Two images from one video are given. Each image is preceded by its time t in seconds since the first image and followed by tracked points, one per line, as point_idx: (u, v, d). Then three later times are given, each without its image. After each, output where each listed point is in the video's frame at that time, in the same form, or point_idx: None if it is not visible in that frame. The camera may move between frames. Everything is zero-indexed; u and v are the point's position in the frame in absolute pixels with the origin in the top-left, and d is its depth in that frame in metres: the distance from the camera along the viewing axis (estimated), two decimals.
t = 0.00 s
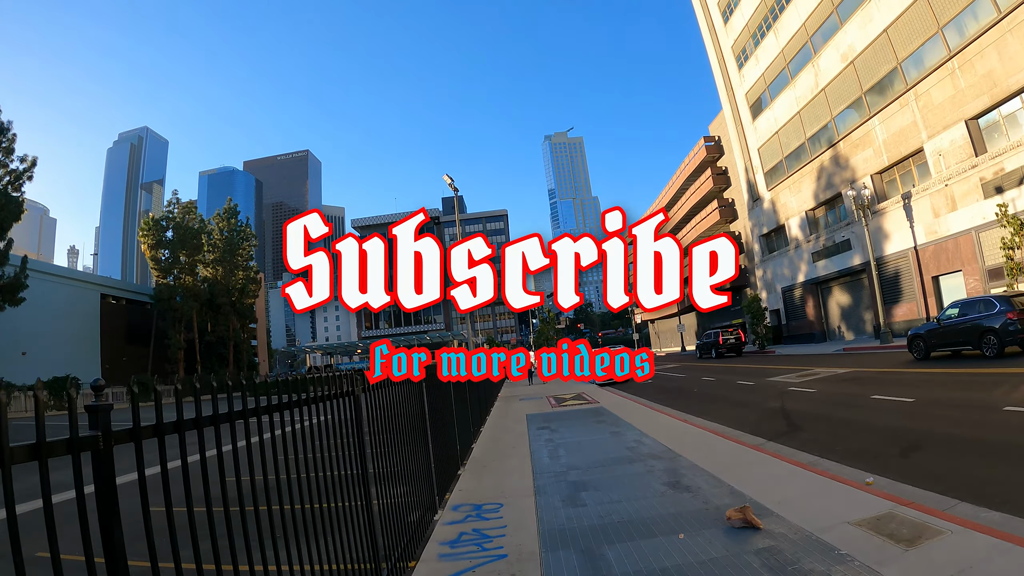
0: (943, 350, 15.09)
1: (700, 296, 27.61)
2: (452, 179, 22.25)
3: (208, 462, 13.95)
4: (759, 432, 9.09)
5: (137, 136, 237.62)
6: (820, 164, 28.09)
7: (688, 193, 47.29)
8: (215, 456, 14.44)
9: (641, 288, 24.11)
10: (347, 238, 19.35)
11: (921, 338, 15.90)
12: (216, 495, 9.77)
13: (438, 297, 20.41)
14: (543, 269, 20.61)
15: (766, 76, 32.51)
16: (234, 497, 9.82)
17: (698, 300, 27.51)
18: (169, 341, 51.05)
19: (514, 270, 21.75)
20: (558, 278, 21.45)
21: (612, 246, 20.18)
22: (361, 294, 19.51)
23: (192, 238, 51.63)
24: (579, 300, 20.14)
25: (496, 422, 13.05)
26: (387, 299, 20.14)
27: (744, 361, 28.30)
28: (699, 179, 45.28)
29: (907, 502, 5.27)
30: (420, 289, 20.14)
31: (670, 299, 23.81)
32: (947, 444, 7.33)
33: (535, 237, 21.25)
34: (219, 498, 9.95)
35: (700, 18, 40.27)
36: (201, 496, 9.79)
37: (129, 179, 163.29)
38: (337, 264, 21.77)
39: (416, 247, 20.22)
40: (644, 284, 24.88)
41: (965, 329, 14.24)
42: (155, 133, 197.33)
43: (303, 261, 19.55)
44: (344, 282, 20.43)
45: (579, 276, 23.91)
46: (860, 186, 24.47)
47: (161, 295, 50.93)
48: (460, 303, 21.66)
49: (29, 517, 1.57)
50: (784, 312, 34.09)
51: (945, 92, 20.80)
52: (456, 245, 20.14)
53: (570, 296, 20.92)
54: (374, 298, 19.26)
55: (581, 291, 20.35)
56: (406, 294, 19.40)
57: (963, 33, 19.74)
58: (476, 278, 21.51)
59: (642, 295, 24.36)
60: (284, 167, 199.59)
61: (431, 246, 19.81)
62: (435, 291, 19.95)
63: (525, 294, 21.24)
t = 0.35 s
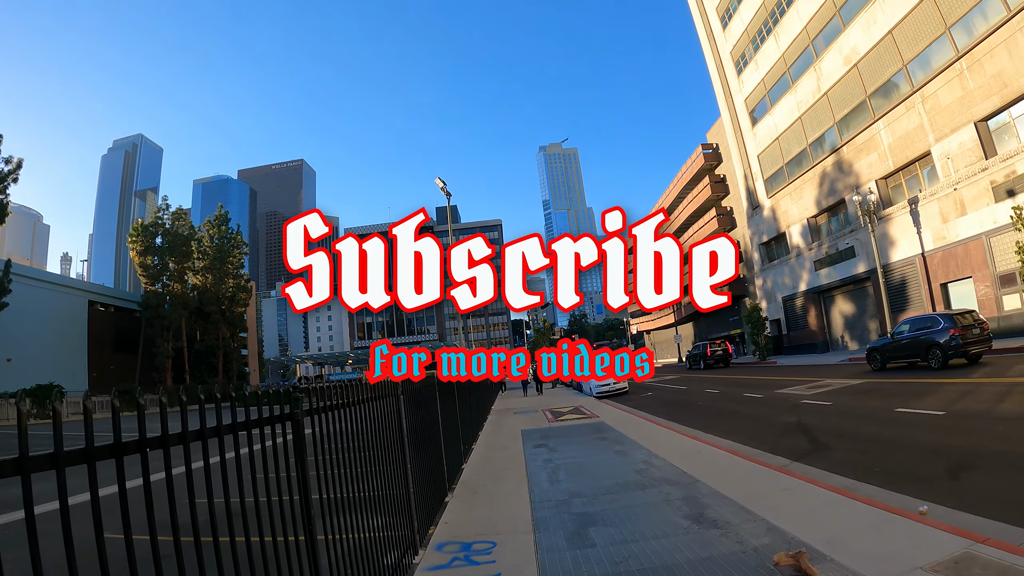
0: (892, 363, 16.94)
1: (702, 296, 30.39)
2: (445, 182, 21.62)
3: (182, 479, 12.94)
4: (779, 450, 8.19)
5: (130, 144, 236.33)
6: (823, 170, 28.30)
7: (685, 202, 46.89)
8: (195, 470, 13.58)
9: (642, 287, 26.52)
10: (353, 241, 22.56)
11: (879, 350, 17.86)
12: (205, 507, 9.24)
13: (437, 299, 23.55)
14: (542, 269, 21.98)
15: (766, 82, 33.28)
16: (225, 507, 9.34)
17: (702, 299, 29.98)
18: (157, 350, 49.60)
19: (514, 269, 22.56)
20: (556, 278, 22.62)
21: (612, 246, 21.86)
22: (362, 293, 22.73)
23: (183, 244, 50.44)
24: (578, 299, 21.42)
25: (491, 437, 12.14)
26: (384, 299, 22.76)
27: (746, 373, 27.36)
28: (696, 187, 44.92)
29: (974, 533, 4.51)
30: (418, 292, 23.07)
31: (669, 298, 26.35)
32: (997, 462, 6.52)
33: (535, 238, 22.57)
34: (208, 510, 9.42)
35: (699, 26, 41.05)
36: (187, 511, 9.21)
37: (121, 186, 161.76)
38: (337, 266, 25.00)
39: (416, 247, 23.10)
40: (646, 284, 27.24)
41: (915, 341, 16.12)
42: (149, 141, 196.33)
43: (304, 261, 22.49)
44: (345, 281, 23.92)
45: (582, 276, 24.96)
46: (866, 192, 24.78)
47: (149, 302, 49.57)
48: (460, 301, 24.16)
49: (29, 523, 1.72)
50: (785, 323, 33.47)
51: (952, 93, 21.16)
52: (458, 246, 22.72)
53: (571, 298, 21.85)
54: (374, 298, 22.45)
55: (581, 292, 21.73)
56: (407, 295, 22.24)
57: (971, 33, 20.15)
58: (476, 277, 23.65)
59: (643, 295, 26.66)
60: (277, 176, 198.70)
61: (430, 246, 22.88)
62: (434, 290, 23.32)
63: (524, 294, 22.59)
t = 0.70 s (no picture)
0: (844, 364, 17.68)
1: (702, 296, 29.62)
2: (435, 176, 20.73)
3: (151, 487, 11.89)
4: (804, 463, 7.26)
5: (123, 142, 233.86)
6: (827, 169, 28.14)
7: (683, 203, 46.27)
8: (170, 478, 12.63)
9: (642, 287, 25.64)
10: (350, 240, 21.91)
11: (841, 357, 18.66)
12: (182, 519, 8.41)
13: (436, 299, 22.73)
14: (542, 269, 21.04)
15: (768, 80, 32.88)
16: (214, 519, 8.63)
17: (701, 300, 29.35)
18: (144, 350, 47.89)
19: (514, 269, 21.56)
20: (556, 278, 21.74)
21: (612, 246, 21.14)
22: (360, 294, 21.98)
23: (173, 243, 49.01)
24: (579, 299, 20.46)
25: (481, 446, 11.16)
26: (385, 298, 22.25)
27: (748, 377, 26.40)
28: (694, 188, 44.29)
29: None
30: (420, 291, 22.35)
31: (669, 298, 25.58)
32: None
33: (535, 238, 21.66)
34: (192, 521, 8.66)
35: (698, 24, 40.48)
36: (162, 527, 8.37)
37: (114, 186, 159.89)
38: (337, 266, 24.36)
39: (416, 248, 22.30)
40: (646, 284, 26.31)
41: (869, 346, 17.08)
42: (144, 140, 194.59)
43: (303, 261, 21.79)
44: (345, 282, 23.22)
45: (582, 276, 24.15)
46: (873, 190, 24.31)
47: (135, 301, 48.05)
48: (460, 302, 23.28)
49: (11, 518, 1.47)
50: (786, 326, 32.71)
51: (963, 89, 20.48)
52: (459, 247, 21.90)
53: (571, 297, 20.93)
54: (374, 297, 21.97)
55: (582, 292, 20.76)
56: (407, 295, 21.32)
57: (983, 26, 19.52)
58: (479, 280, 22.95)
59: (643, 296, 25.64)
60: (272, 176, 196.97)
61: (430, 246, 22.06)
62: (433, 292, 22.31)
63: (524, 294, 21.64)
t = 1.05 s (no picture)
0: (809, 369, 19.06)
1: (702, 296, 29.41)
2: (425, 168, 19.75)
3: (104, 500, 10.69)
4: (834, 479, 6.35)
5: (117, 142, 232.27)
6: (830, 166, 27.60)
7: (680, 203, 45.60)
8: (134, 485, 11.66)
9: (642, 287, 24.70)
10: (349, 238, 21.30)
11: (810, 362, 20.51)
12: (135, 535, 7.51)
13: (438, 298, 21.99)
14: (542, 270, 20.09)
15: (767, 76, 32.11)
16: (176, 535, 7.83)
17: (701, 299, 28.94)
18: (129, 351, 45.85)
19: (513, 269, 20.61)
20: (556, 278, 20.77)
21: (612, 246, 20.25)
22: (360, 294, 21.28)
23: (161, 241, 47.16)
24: (579, 300, 19.62)
25: (468, 456, 10.16)
26: (389, 299, 21.48)
27: (750, 381, 25.41)
28: (692, 188, 43.58)
29: None
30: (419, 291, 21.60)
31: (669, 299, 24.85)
32: None
33: (535, 238, 20.71)
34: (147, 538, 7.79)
35: (697, 21, 39.80)
36: (113, 545, 7.47)
37: (106, 185, 157.94)
38: (338, 265, 23.58)
39: (416, 247, 21.35)
40: (646, 284, 25.43)
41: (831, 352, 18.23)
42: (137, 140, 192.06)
43: (303, 261, 21.42)
44: (345, 282, 22.45)
45: (580, 275, 23.25)
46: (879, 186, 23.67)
47: (121, 301, 45.69)
48: (460, 302, 22.63)
49: None
50: (787, 329, 31.85)
51: (974, 81, 19.82)
52: (459, 246, 21.00)
53: (570, 298, 19.99)
54: (374, 297, 21.19)
55: (582, 292, 19.98)
56: (407, 293, 20.46)
57: (994, 17, 18.90)
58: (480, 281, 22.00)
59: (642, 296, 24.82)
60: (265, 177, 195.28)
61: (430, 246, 21.10)
62: (434, 290, 21.76)
63: (525, 293, 21.34)
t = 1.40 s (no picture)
0: (788, 371, 20.53)
1: (701, 295, 28.92)
2: (416, 158, 18.79)
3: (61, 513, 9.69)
4: (882, 502, 5.40)
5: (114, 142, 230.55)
6: (838, 160, 26.87)
7: (681, 201, 44.74)
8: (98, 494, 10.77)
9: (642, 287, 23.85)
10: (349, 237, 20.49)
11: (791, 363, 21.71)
12: (74, 558, 6.54)
13: (437, 299, 21.01)
14: (543, 270, 19.20)
15: (772, 69, 31.43)
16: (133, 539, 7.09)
17: (701, 298, 28.60)
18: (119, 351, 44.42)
19: (513, 269, 19.80)
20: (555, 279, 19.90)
21: (612, 246, 19.37)
22: (360, 295, 20.43)
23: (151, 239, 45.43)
24: (579, 300, 18.74)
25: (458, 466, 9.17)
26: (390, 301, 20.71)
27: (757, 382, 24.47)
28: (694, 185, 42.76)
29: None
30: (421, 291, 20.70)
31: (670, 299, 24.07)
32: None
33: (535, 237, 19.83)
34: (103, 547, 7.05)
35: (699, 14, 39.10)
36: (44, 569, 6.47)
37: (103, 184, 156.71)
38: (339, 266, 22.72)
39: (416, 247, 20.44)
40: (647, 284, 24.66)
41: (808, 355, 19.65)
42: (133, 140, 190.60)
43: (303, 261, 20.54)
44: (345, 282, 21.63)
45: (580, 276, 22.42)
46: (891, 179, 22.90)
47: (112, 300, 44.17)
48: (460, 302, 21.55)
49: None
50: (792, 329, 31.04)
51: (989, 70, 19.04)
52: (459, 245, 20.18)
53: (570, 298, 19.12)
54: (375, 298, 20.36)
55: (582, 292, 19.08)
56: (406, 294, 19.62)
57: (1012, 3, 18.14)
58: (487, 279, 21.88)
59: (641, 296, 24.06)
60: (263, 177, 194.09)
61: (430, 246, 20.29)
62: (435, 292, 20.67)
63: (525, 293, 20.52)
